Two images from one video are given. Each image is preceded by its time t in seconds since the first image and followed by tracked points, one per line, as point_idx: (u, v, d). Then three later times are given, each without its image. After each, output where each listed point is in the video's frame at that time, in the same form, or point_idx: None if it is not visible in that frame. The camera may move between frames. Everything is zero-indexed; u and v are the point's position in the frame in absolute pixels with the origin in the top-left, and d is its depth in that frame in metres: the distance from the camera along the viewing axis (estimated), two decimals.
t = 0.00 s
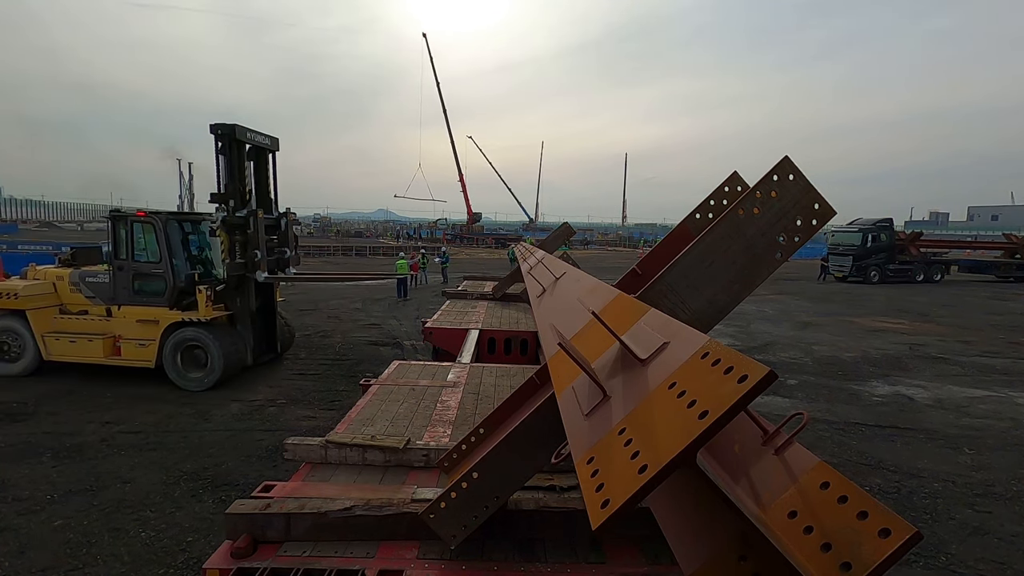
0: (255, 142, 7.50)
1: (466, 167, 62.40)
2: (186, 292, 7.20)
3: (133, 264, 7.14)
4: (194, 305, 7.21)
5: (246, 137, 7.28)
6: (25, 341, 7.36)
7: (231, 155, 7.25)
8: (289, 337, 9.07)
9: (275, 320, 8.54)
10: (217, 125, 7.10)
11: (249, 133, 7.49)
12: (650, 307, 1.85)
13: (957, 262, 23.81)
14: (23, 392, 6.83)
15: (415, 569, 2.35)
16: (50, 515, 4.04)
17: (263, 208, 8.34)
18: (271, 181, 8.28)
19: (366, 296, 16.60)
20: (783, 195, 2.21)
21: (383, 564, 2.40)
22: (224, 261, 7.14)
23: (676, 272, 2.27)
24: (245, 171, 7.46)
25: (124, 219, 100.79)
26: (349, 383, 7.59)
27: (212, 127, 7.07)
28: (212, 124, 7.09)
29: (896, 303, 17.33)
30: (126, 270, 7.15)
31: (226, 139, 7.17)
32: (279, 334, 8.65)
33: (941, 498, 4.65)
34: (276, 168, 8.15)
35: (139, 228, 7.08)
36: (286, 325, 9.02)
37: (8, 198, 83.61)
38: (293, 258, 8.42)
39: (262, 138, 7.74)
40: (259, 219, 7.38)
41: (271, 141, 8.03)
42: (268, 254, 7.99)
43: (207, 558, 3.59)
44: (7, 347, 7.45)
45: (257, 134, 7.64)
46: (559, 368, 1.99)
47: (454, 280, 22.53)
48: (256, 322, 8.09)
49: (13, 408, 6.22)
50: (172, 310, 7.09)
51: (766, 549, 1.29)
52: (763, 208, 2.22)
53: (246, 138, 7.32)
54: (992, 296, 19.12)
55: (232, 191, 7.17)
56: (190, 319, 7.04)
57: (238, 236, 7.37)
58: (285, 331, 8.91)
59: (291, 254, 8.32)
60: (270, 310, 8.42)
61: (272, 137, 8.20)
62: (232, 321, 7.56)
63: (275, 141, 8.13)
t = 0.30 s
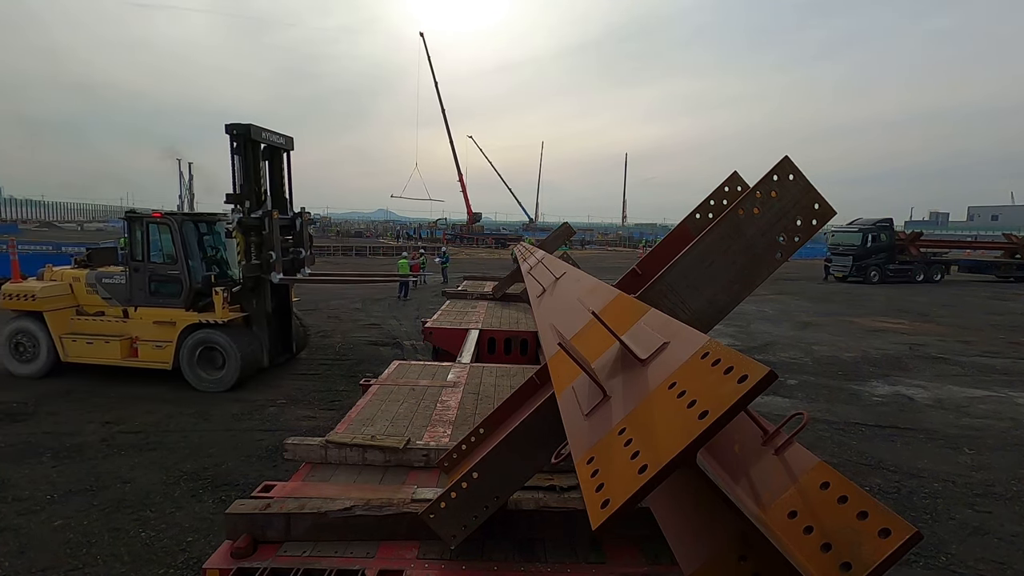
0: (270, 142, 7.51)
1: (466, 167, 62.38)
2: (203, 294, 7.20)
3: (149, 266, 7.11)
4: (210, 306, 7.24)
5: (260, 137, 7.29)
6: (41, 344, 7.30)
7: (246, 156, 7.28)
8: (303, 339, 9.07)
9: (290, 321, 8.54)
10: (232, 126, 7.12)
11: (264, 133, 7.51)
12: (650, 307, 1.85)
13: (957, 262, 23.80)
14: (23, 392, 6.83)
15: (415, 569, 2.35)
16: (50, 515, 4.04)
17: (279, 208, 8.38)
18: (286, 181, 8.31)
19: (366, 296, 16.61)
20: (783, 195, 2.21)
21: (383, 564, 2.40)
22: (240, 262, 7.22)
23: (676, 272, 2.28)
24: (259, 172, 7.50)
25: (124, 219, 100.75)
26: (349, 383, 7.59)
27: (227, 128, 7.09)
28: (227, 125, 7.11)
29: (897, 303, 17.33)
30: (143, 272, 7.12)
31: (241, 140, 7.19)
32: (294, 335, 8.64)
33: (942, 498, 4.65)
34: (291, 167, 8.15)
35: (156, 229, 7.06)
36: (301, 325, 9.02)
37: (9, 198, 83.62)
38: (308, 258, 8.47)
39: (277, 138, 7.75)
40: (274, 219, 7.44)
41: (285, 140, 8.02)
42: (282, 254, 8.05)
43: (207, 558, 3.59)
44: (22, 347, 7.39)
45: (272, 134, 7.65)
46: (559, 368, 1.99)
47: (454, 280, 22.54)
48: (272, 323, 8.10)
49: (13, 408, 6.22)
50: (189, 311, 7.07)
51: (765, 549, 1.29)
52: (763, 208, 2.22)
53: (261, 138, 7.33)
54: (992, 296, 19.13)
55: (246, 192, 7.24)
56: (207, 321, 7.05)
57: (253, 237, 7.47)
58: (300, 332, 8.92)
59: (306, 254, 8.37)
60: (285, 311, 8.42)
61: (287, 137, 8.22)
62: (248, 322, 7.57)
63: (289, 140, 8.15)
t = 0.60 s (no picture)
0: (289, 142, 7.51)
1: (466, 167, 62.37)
2: (220, 295, 7.22)
3: (166, 267, 7.13)
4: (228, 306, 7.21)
5: (281, 138, 7.31)
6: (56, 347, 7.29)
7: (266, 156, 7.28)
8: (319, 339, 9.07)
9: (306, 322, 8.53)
10: (253, 126, 7.13)
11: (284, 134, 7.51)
12: (650, 307, 1.85)
13: (957, 262, 23.79)
14: (23, 392, 6.83)
15: (415, 569, 2.35)
16: (50, 515, 4.04)
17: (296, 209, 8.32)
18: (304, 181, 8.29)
19: (366, 296, 16.61)
20: (783, 195, 2.21)
21: (383, 564, 2.40)
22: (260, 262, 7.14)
23: (676, 272, 2.28)
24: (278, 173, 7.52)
25: (125, 219, 100.81)
26: (349, 383, 7.59)
27: (248, 128, 7.10)
28: (248, 125, 7.13)
29: (896, 303, 17.33)
30: (159, 272, 7.13)
31: (262, 140, 7.18)
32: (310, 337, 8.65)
33: (942, 498, 4.65)
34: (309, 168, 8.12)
35: (173, 230, 7.06)
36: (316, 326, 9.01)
37: (9, 199, 83.57)
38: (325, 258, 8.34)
39: (296, 138, 7.73)
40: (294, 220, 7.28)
41: (304, 141, 7.98)
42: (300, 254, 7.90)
43: (207, 558, 3.59)
44: (37, 349, 7.40)
45: (292, 135, 7.65)
46: (559, 368, 1.99)
47: (454, 279, 22.55)
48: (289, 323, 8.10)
49: (13, 408, 6.22)
50: (206, 312, 7.09)
51: (765, 549, 1.29)
52: (763, 208, 2.22)
53: (282, 139, 7.34)
54: (992, 296, 19.14)
55: (265, 192, 7.21)
56: (225, 321, 7.05)
57: (271, 238, 7.32)
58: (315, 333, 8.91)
59: (323, 254, 8.22)
60: (302, 311, 8.42)
61: (305, 138, 8.22)
62: (265, 322, 7.58)
63: (308, 141, 8.14)
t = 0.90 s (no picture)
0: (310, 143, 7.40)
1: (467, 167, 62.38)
2: (237, 295, 7.20)
3: (182, 268, 7.14)
4: (245, 308, 7.24)
5: (303, 138, 7.20)
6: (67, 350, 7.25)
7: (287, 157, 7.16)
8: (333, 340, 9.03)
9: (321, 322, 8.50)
10: (276, 126, 7.05)
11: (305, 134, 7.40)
12: (650, 307, 1.85)
13: (957, 262, 23.79)
14: (23, 392, 6.83)
15: (415, 569, 2.35)
16: (50, 515, 4.04)
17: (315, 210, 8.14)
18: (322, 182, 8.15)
19: (366, 296, 16.62)
20: (783, 195, 2.21)
21: (383, 564, 2.40)
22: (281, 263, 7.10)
23: (676, 272, 2.28)
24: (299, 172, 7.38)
25: (126, 219, 100.77)
26: (349, 383, 7.59)
27: (270, 128, 7.03)
28: (270, 125, 7.04)
29: (897, 303, 17.33)
30: (175, 273, 7.14)
31: (283, 140, 7.08)
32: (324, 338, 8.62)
33: (941, 498, 4.65)
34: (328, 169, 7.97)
35: (189, 231, 7.09)
36: (330, 327, 8.97)
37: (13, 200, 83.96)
38: (341, 261, 8.25)
39: (316, 139, 7.61)
40: (315, 221, 7.28)
41: (323, 141, 7.85)
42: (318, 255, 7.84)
43: (208, 558, 3.59)
44: (51, 350, 7.39)
45: (312, 136, 7.54)
46: (558, 368, 1.99)
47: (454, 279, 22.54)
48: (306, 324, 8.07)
49: (13, 408, 6.23)
50: (223, 312, 7.08)
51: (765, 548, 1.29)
52: (763, 208, 2.22)
53: (303, 140, 7.24)
54: (991, 296, 19.14)
55: (286, 191, 7.11)
56: (243, 321, 7.04)
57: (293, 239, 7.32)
58: (329, 334, 8.88)
59: (340, 256, 8.16)
60: (317, 312, 8.39)
61: (325, 138, 8.07)
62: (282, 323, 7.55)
63: (326, 142, 8.02)
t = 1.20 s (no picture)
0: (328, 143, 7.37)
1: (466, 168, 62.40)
2: (253, 296, 7.23)
3: (197, 268, 7.13)
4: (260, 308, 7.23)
5: (322, 139, 7.17)
6: (79, 348, 7.19)
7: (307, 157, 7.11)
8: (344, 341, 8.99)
9: (334, 324, 8.48)
10: (296, 127, 7.00)
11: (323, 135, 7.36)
12: (650, 307, 1.85)
13: (957, 262, 23.79)
14: (23, 391, 6.83)
15: (415, 569, 2.35)
16: (50, 515, 4.04)
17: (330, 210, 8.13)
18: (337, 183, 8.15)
19: (366, 296, 16.63)
20: (782, 195, 2.21)
21: (383, 564, 2.40)
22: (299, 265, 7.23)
23: (676, 273, 2.27)
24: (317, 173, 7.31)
25: (125, 218, 100.70)
26: (349, 383, 7.60)
27: (291, 129, 6.99)
28: (290, 126, 7.00)
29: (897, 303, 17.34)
30: (190, 274, 7.13)
31: (303, 141, 7.04)
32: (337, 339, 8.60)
33: (941, 498, 4.65)
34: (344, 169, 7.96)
35: (203, 231, 7.11)
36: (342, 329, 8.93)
37: (15, 200, 83.95)
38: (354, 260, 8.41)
39: (334, 140, 7.58)
40: (332, 223, 7.41)
41: (340, 142, 7.82)
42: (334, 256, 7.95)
43: (207, 558, 3.59)
44: (64, 352, 7.32)
45: (330, 137, 7.51)
46: (558, 368, 1.99)
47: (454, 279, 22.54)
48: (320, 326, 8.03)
49: (13, 408, 6.23)
50: (239, 314, 7.08)
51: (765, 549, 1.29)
52: (763, 208, 2.21)
53: (322, 141, 7.21)
54: (991, 296, 19.14)
55: (305, 192, 7.04)
56: (259, 322, 7.02)
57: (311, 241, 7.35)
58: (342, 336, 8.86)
59: (354, 257, 8.30)
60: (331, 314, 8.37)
61: (341, 139, 8.06)
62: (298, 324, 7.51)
63: (343, 143, 7.99)
